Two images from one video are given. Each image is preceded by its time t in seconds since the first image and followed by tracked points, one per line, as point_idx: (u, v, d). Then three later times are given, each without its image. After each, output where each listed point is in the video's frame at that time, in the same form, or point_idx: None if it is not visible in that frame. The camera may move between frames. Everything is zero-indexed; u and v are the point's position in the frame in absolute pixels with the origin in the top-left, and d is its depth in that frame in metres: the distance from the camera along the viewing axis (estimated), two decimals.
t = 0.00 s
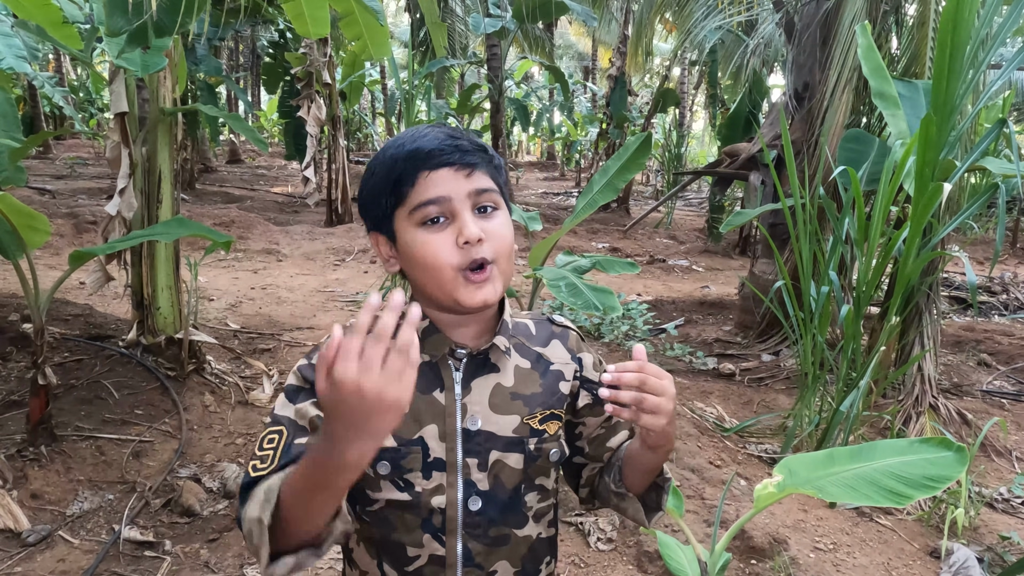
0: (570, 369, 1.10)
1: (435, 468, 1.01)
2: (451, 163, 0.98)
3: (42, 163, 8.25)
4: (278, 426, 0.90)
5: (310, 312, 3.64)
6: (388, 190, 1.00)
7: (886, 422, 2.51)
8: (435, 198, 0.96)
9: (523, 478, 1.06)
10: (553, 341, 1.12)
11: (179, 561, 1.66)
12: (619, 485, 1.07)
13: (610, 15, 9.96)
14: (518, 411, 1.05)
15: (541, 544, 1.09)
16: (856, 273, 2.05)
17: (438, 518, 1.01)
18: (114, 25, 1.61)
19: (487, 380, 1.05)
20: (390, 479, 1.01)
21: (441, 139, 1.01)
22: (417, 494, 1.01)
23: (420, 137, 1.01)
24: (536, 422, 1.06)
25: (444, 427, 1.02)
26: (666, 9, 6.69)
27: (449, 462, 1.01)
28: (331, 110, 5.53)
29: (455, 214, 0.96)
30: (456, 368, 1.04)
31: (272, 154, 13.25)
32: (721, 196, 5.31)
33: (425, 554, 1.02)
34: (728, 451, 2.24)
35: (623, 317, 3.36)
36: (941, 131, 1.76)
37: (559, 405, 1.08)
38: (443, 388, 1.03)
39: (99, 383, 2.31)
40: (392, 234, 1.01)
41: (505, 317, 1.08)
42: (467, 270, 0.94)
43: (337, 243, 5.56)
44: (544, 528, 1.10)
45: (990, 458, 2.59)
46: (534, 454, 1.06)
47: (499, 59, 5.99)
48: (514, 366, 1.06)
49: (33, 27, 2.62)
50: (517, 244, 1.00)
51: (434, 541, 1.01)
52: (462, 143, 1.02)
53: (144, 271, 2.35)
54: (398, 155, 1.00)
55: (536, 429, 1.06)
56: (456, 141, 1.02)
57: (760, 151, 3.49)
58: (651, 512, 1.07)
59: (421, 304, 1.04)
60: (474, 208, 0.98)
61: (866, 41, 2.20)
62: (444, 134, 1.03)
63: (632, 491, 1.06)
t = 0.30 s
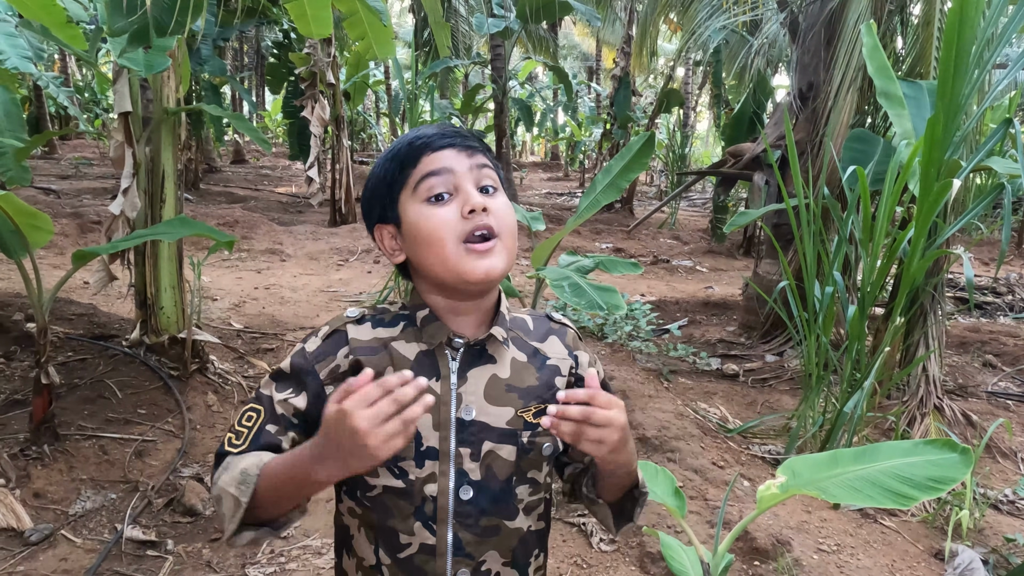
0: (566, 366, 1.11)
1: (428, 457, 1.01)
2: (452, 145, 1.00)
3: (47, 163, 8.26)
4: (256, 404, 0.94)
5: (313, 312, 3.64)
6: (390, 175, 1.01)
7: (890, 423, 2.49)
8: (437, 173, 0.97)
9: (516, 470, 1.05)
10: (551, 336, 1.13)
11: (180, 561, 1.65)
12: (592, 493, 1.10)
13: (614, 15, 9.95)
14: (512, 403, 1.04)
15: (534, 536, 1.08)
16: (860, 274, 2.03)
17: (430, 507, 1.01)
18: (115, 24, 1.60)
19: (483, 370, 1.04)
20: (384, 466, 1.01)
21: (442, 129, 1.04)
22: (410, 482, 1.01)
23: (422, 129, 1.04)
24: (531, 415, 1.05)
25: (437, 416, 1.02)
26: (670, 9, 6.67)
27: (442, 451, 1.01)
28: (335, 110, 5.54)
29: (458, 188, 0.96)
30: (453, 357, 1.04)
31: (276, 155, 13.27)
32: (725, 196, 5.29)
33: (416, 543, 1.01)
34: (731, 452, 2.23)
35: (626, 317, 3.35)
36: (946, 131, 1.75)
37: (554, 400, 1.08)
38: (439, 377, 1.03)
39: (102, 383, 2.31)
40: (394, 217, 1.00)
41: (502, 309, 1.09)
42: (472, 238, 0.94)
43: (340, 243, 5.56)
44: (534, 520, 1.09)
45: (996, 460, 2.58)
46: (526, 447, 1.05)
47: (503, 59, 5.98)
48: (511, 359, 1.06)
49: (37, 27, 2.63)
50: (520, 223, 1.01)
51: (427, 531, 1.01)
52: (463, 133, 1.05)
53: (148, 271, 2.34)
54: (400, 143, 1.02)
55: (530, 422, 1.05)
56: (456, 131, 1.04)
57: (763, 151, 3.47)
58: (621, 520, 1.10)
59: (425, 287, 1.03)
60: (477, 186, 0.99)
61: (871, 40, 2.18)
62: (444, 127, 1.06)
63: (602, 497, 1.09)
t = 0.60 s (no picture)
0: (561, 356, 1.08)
1: (425, 448, 1.01)
2: (458, 167, 0.97)
3: (52, 164, 8.30)
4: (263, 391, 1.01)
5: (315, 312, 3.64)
6: (391, 190, 0.99)
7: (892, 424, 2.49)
8: (442, 201, 0.95)
9: (513, 462, 1.05)
10: (546, 329, 1.11)
11: (182, 560, 1.66)
12: (632, 458, 1.02)
13: (617, 15, 9.93)
14: (506, 396, 1.04)
15: (532, 527, 1.09)
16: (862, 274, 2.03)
17: (429, 498, 1.02)
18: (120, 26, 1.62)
19: (476, 365, 1.05)
20: (383, 459, 1.02)
21: (448, 141, 0.99)
22: (407, 474, 1.02)
23: (426, 139, 0.99)
24: (525, 407, 1.04)
25: (433, 409, 1.02)
26: (674, 9, 6.66)
27: (440, 443, 1.02)
28: (337, 111, 5.54)
29: (462, 217, 0.96)
30: (447, 353, 1.05)
31: (280, 155, 13.30)
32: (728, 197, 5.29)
33: (416, 535, 1.03)
34: (733, 453, 2.23)
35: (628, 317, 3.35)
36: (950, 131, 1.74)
37: (548, 391, 1.06)
38: (433, 372, 1.03)
39: (105, 383, 2.32)
40: (395, 234, 1.00)
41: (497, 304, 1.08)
42: (474, 274, 0.96)
43: (343, 243, 5.57)
44: (535, 513, 1.09)
45: (998, 461, 2.57)
46: (522, 438, 1.04)
47: (506, 60, 5.98)
48: (504, 353, 1.06)
49: (42, 28, 2.64)
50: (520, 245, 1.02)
51: (426, 522, 1.02)
52: (469, 145, 1.01)
53: (151, 271, 2.35)
54: (403, 155, 0.98)
55: (525, 413, 1.05)
56: (463, 143, 1.00)
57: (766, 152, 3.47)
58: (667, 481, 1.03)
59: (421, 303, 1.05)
60: (480, 210, 0.98)
61: (873, 40, 2.17)
62: (450, 136, 1.01)
63: (645, 460, 1.02)
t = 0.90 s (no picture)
0: (581, 367, 1.07)
1: (445, 460, 1.02)
2: (482, 190, 0.96)
3: (52, 164, 8.31)
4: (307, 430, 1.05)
5: (316, 312, 3.64)
6: (414, 210, 0.97)
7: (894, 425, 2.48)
8: (467, 227, 0.95)
9: (531, 472, 1.05)
10: (568, 340, 1.10)
11: (183, 561, 1.66)
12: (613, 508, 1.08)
13: (617, 16, 9.93)
14: (526, 408, 1.03)
15: (548, 535, 1.09)
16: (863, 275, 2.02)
17: (449, 509, 1.02)
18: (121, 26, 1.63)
19: (495, 377, 1.04)
20: (406, 469, 1.03)
21: (472, 162, 0.97)
22: (429, 484, 1.03)
23: (450, 159, 0.97)
24: (544, 418, 1.04)
25: (453, 420, 1.02)
26: (674, 10, 6.66)
27: (459, 454, 1.02)
28: (338, 111, 5.55)
29: (487, 242, 0.96)
30: (466, 364, 1.03)
31: (280, 156, 13.30)
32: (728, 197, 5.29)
33: (437, 543, 1.03)
34: (733, 453, 2.22)
35: (630, 318, 3.35)
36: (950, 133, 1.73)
37: (568, 403, 1.06)
38: (453, 384, 1.02)
39: (106, 383, 2.32)
40: (418, 253, 1.00)
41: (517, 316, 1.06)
42: (499, 298, 0.96)
43: (343, 243, 5.57)
44: (552, 520, 1.09)
45: (1000, 462, 2.57)
46: (541, 450, 1.04)
47: (506, 61, 5.97)
48: (523, 364, 1.05)
49: (43, 28, 2.64)
50: (543, 262, 1.02)
51: (446, 532, 1.03)
52: (494, 162, 0.99)
53: (151, 271, 2.35)
54: (427, 174, 0.97)
55: (544, 425, 1.04)
56: (486, 164, 0.98)
57: (768, 152, 3.46)
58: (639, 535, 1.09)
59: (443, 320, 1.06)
60: (505, 232, 0.98)
61: (876, 40, 2.16)
62: (472, 155, 0.99)
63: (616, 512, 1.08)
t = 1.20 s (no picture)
0: (597, 377, 1.07)
1: (458, 477, 1.00)
2: (495, 179, 0.95)
3: (51, 164, 8.29)
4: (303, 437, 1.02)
5: (316, 314, 3.62)
6: (425, 203, 0.96)
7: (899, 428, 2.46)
8: (480, 216, 0.93)
9: (546, 488, 1.03)
10: (582, 348, 1.09)
11: (180, 568, 1.63)
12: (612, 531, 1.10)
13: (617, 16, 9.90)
14: (541, 421, 1.02)
15: (560, 550, 1.07)
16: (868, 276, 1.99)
17: (462, 527, 1.00)
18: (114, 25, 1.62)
19: (510, 389, 1.02)
20: (415, 488, 1.01)
21: (483, 151, 0.97)
22: (441, 503, 1.00)
23: (461, 149, 0.97)
24: (560, 432, 1.03)
25: (466, 436, 1.00)
26: (675, 10, 6.64)
27: (472, 470, 1.00)
28: (337, 112, 5.53)
29: (500, 231, 0.94)
30: (479, 375, 1.02)
31: (279, 156, 13.27)
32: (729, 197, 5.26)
33: (449, 563, 1.01)
34: (737, 458, 2.20)
35: (632, 320, 3.32)
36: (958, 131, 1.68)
37: (584, 416, 1.06)
38: (466, 397, 1.01)
39: (102, 387, 2.29)
40: (428, 249, 0.98)
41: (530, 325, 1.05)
42: (515, 288, 0.95)
43: (343, 245, 5.55)
44: (565, 535, 1.08)
45: (1006, 466, 2.55)
46: (556, 464, 1.03)
47: (506, 61, 5.94)
48: (539, 375, 1.04)
49: (38, 27, 2.63)
50: (557, 254, 1.01)
51: (459, 551, 1.00)
52: (505, 153, 0.99)
53: (148, 272, 2.34)
54: (437, 166, 0.95)
55: (560, 439, 1.03)
56: (498, 153, 0.98)
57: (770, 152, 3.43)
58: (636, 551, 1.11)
59: (454, 320, 1.03)
60: (518, 223, 0.97)
61: (881, 40, 2.15)
62: (483, 145, 0.99)
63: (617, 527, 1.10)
